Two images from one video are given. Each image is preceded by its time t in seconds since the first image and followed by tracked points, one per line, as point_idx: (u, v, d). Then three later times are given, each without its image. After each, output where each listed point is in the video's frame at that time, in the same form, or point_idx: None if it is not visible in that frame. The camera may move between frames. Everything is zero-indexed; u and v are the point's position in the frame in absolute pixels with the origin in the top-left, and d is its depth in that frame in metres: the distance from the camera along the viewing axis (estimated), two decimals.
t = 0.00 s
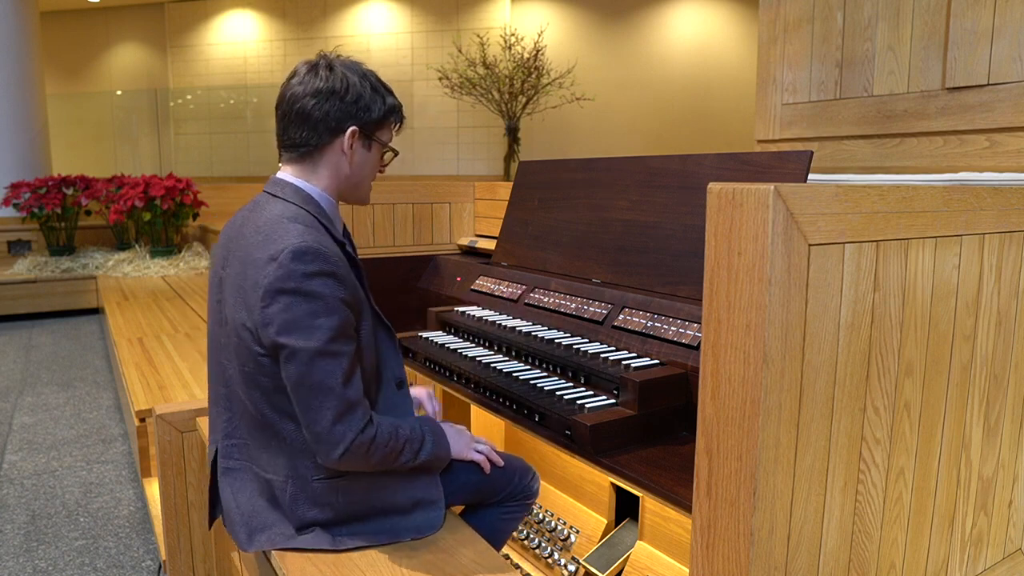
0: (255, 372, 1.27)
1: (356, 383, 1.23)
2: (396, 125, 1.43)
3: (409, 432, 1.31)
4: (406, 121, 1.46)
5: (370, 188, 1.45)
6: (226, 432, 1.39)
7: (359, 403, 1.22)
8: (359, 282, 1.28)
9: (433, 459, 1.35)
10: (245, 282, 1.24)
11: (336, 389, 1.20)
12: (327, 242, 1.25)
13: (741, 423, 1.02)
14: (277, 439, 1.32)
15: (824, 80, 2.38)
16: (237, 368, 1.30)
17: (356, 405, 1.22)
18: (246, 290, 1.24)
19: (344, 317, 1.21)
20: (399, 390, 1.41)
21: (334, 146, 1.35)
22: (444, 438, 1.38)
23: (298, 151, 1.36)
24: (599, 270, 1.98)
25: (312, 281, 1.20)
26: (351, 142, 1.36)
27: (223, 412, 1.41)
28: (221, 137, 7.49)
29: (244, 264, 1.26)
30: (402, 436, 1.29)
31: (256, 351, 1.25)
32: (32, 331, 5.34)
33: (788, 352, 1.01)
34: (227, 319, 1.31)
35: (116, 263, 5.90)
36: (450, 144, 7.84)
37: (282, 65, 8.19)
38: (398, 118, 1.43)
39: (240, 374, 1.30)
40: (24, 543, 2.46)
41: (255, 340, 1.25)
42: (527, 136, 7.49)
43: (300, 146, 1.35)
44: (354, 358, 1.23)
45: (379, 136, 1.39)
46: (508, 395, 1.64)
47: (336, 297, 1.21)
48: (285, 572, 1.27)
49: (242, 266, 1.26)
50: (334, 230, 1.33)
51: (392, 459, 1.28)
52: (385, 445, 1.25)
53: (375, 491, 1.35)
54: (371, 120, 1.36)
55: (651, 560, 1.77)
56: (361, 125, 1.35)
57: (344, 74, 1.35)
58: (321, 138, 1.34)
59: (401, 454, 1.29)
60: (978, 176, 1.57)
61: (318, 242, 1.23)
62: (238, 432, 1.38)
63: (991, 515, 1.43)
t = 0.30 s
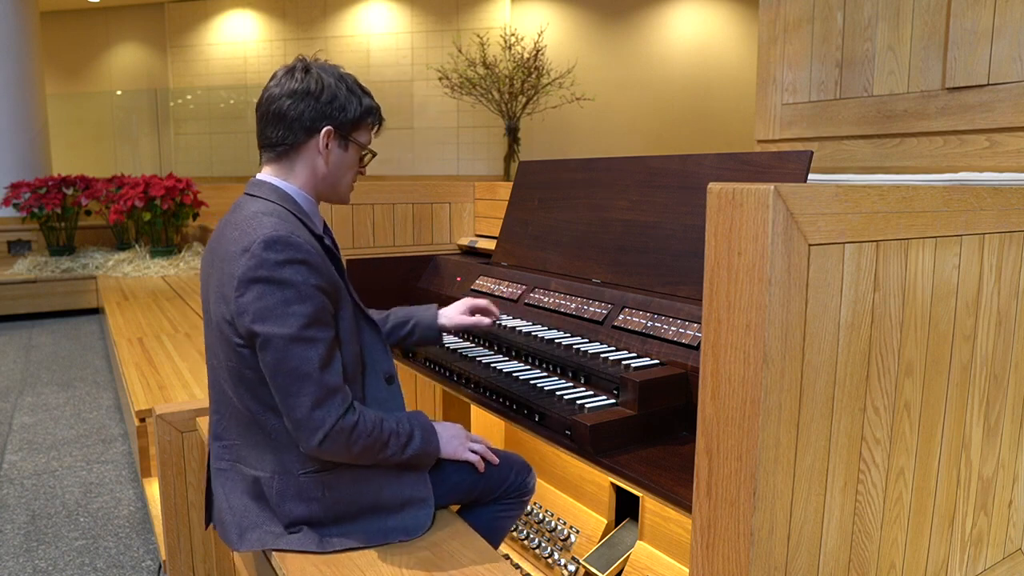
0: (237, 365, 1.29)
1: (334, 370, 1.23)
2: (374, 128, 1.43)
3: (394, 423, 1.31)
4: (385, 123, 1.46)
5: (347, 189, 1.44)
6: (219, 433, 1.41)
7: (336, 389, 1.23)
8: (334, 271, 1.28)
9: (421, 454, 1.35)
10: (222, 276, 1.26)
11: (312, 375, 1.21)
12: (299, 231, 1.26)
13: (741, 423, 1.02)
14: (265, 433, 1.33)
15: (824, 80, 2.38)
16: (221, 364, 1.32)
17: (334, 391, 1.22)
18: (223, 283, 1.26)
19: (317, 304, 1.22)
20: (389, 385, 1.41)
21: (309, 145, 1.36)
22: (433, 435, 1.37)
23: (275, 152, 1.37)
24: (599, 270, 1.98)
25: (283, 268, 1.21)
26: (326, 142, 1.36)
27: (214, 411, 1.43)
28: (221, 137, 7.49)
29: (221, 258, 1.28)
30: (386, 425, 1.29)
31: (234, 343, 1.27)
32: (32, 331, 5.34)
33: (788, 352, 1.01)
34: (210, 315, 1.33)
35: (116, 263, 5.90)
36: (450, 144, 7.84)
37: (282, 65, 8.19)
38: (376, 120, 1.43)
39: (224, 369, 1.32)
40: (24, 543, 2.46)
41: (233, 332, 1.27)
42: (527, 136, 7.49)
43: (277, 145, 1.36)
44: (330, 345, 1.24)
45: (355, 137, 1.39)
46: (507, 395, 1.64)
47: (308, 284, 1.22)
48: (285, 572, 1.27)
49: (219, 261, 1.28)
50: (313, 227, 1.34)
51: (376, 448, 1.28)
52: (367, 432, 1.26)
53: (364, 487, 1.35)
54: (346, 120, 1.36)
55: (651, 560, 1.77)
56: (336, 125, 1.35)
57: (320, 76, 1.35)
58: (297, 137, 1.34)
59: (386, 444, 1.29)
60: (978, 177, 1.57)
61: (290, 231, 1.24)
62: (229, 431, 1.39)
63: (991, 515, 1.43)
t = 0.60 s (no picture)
0: (240, 354, 1.31)
1: (329, 357, 1.24)
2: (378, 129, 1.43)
3: (391, 416, 1.30)
4: (388, 125, 1.46)
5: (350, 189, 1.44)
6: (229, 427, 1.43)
7: (330, 375, 1.23)
8: (333, 260, 1.29)
9: (418, 451, 1.34)
10: (225, 266, 1.29)
11: (306, 359, 1.22)
12: (297, 220, 1.28)
13: (741, 423, 1.02)
14: (268, 425, 1.35)
15: (824, 80, 2.38)
16: (227, 354, 1.35)
17: (328, 377, 1.23)
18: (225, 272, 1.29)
19: (313, 289, 1.23)
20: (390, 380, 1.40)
21: (312, 144, 1.36)
22: (432, 433, 1.37)
23: (279, 150, 1.37)
24: (599, 270, 1.98)
25: (279, 254, 1.23)
26: (329, 141, 1.36)
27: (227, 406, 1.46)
28: (221, 137, 7.49)
29: (225, 249, 1.31)
30: (382, 417, 1.28)
31: (235, 330, 1.30)
32: (32, 331, 5.34)
33: (788, 352, 1.01)
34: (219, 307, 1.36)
35: (116, 263, 5.90)
36: (450, 144, 7.84)
37: (282, 65, 8.19)
38: (379, 122, 1.43)
39: (230, 359, 1.35)
40: (24, 543, 2.46)
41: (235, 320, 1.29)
42: (527, 136, 7.49)
43: (280, 143, 1.36)
44: (327, 331, 1.25)
45: (358, 137, 1.39)
46: (508, 395, 1.64)
47: (304, 269, 1.23)
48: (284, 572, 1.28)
49: (224, 252, 1.31)
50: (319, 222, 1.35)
51: (371, 440, 1.27)
52: (362, 421, 1.25)
53: (361, 483, 1.35)
54: (349, 119, 1.36)
55: (651, 560, 1.78)
56: (339, 125, 1.35)
57: (324, 77, 1.36)
58: (300, 135, 1.34)
59: (383, 436, 1.29)
60: (978, 177, 1.57)
61: (287, 219, 1.26)
62: (236, 423, 1.42)
63: (991, 515, 1.43)
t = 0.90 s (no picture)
0: (267, 347, 1.31)
1: (359, 356, 1.24)
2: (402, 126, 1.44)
3: (411, 420, 1.31)
4: (411, 119, 1.47)
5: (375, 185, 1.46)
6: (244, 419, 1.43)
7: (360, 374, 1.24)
8: (367, 261, 1.30)
9: (431, 454, 1.34)
10: (258, 258, 1.29)
11: (337, 356, 1.22)
12: (335, 219, 1.29)
13: (741, 423, 1.02)
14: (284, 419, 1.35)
15: (824, 79, 2.38)
16: (251, 346, 1.34)
17: (357, 375, 1.23)
18: (257, 263, 1.28)
19: (350, 287, 1.23)
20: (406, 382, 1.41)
21: (338, 143, 1.37)
22: (445, 437, 1.37)
23: (306, 148, 1.38)
24: (599, 270, 1.98)
25: (318, 251, 1.23)
26: (354, 139, 1.37)
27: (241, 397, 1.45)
28: (221, 137, 7.50)
29: (258, 242, 1.30)
30: (401, 419, 1.29)
31: (264, 323, 1.29)
32: (32, 331, 5.35)
33: (788, 352, 1.01)
34: (242, 298, 1.35)
35: (116, 263, 5.90)
36: (450, 144, 7.84)
37: (282, 65, 8.20)
38: (402, 117, 1.44)
39: (253, 351, 1.34)
40: (24, 543, 2.46)
41: (266, 313, 1.29)
42: (527, 136, 7.49)
43: (307, 142, 1.37)
44: (359, 330, 1.25)
45: (382, 134, 1.40)
46: (508, 395, 1.64)
47: (342, 268, 1.23)
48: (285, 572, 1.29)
49: (257, 244, 1.31)
50: (349, 221, 1.36)
51: (391, 441, 1.28)
52: (382, 421, 1.26)
53: (372, 481, 1.35)
54: (375, 117, 1.37)
55: (651, 560, 1.78)
56: (364, 122, 1.37)
57: (348, 75, 1.37)
58: (327, 134, 1.36)
59: (401, 439, 1.29)
60: (978, 176, 1.57)
61: (327, 217, 1.27)
62: (252, 416, 1.41)
63: (991, 515, 1.43)
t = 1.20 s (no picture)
0: (296, 347, 1.30)
1: (395, 360, 1.26)
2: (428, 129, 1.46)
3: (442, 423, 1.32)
4: (435, 123, 1.48)
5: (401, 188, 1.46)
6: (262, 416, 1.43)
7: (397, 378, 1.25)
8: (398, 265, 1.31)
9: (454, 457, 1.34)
10: (289, 258, 1.28)
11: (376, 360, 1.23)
12: (369, 223, 1.29)
13: (740, 423, 1.02)
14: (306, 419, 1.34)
15: (824, 80, 2.38)
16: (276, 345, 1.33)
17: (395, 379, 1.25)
18: (289, 264, 1.28)
19: (386, 292, 1.25)
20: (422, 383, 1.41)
21: (370, 145, 1.38)
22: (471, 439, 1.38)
23: (336, 149, 1.38)
24: (599, 270, 1.98)
25: (356, 256, 1.24)
26: (386, 142, 1.38)
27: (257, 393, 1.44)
28: (221, 137, 7.50)
29: (289, 242, 1.29)
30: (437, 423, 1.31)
31: (296, 324, 1.29)
32: (32, 331, 5.35)
33: (788, 352, 1.01)
34: (267, 296, 1.34)
35: (116, 263, 5.90)
36: (450, 144, 7.83)
37: (282, 65, 8.20)
38: (428, 120, 1.46)
39: (279, 350, 1.34)
40: (24, 543, 2.46)
41: (298, 314, 1.28)
42: (527, 136, 7.48)
43: (339, 144, 1.37)
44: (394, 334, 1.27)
45: (411, 137, 1.41)
46: (508, 395, 1.64)
47: (379, 272, 1.25)
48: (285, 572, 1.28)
49: (287, 244, 1.30)
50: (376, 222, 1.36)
51: (422, 444, 1.29)
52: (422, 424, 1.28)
53: (389, 482, 1.35)
54: (405, 120, 1.38)
55: (651, 560, 1.78)
56: (395, 125, 1.38)
57: (380, 77, 1.38)
58: (359, 136, 1.36)
59: (431, 441, 1.31)
60: (978, 177, 1.57)
61: (362, 221, 1.27)
62: (270, 414, 1.40)
63: (991, 515, 1.43)
